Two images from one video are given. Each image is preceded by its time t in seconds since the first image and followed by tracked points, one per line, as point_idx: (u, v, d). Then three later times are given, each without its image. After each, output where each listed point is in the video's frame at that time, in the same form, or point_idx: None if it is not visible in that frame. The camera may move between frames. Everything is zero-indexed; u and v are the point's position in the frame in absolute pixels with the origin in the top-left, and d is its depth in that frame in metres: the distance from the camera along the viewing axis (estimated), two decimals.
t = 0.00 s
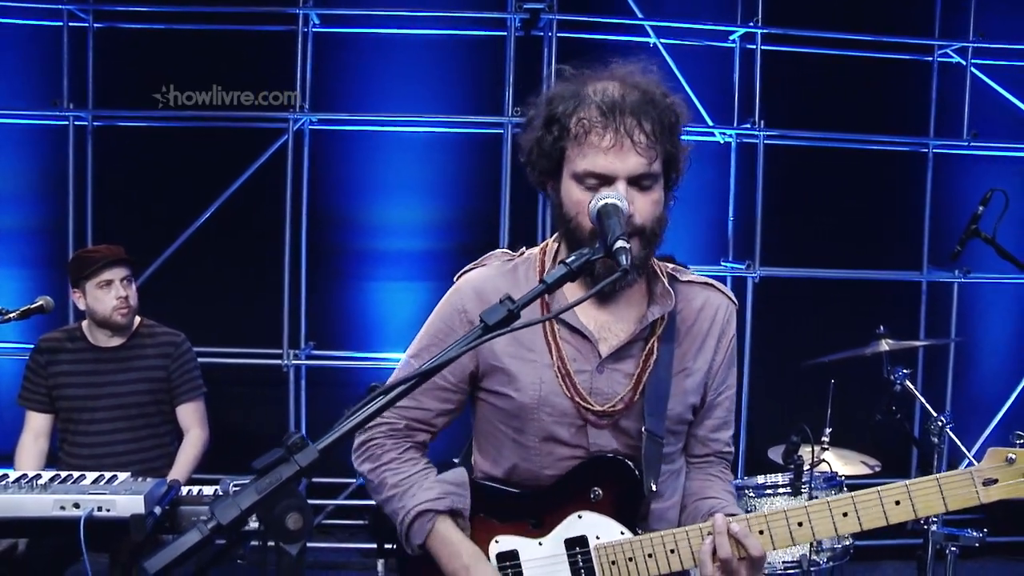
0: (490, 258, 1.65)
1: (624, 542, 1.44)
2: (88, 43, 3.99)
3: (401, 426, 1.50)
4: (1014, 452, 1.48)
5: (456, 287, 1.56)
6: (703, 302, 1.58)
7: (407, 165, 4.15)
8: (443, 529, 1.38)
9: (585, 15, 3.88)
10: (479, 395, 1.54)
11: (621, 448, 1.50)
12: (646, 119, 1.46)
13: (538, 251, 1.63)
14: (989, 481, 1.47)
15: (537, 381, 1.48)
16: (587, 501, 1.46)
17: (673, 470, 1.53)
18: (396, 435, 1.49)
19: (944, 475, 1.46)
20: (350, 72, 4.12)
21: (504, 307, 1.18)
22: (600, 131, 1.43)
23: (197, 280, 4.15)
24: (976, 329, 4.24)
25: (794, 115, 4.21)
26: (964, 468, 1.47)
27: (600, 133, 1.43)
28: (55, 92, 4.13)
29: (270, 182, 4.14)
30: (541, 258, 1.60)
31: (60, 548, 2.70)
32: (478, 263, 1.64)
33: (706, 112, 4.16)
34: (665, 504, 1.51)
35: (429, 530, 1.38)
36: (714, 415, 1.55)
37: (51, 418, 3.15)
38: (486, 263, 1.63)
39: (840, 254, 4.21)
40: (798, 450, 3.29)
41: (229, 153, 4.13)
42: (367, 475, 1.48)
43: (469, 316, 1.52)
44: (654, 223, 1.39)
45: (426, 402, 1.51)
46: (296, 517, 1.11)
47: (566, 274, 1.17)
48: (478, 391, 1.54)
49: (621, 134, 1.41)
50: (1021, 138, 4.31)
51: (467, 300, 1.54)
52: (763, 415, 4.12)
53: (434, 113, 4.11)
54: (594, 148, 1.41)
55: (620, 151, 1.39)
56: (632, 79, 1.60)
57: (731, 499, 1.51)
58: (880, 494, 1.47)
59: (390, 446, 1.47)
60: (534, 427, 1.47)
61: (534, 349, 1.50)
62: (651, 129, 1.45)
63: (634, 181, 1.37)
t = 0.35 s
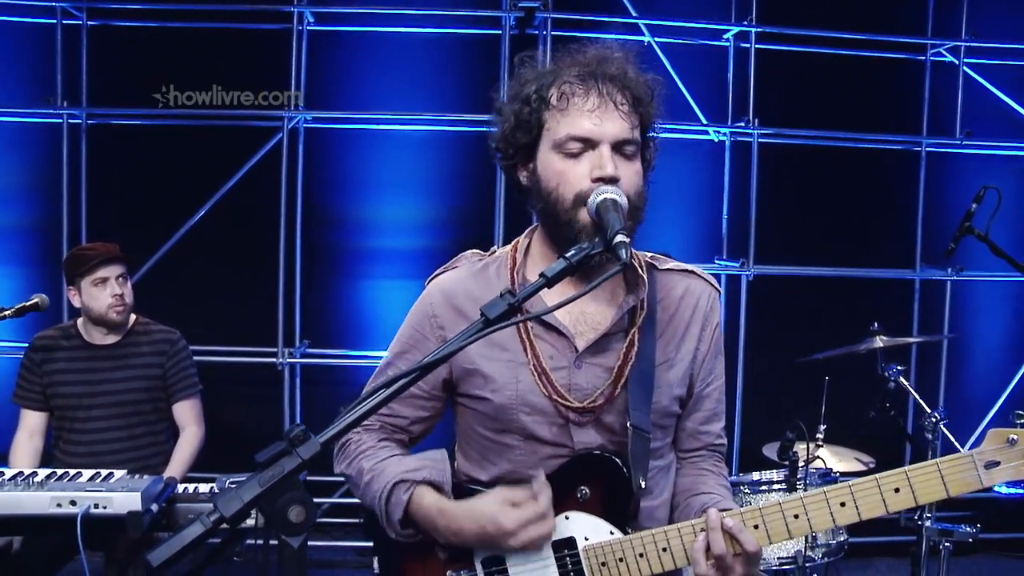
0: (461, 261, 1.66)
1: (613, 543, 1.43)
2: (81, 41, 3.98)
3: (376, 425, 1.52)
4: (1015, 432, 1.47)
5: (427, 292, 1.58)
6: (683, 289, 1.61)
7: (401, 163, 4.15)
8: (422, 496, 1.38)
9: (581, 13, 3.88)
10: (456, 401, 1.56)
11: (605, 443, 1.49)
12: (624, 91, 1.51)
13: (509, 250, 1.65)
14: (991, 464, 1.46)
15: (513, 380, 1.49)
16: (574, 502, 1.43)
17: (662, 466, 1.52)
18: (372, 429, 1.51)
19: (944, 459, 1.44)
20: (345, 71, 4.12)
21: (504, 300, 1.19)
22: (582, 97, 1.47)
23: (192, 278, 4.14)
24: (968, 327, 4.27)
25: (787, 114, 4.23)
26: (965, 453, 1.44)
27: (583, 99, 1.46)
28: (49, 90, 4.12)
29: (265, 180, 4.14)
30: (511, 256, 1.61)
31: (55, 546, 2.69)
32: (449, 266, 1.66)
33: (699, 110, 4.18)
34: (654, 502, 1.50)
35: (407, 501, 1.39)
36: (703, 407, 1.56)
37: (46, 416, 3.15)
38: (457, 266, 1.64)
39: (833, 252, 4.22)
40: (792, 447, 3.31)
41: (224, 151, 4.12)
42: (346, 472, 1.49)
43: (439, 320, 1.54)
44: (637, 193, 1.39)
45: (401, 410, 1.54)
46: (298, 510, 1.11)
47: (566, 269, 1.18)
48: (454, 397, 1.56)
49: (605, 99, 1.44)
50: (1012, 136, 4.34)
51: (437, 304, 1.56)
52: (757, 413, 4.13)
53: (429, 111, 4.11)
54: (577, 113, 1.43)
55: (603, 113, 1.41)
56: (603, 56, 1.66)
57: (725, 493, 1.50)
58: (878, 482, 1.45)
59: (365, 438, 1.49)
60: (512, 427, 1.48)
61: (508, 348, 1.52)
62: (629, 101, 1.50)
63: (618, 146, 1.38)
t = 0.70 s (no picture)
0: (440, 262, 1.67)
1: (601, 546, 1.44)
2: (74, 43, 3.96)
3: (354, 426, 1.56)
4: (1000, 424, 1.48)
5: (406, 292, 1.60)
6: (666, 292, 1.62)
7: (395, 164, 4.15)
8: (403, 488, 1.46)
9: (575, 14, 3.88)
10: (437, 402, 1.55)
11: (587, 446, 1.50)
12: (616, 95, 1.52)
13: (490, 250, 1.66)
14: (978, 456, 1.47)
15: (497, 381, 1.49)
16: (558, 506, 1.45)
17: (645, 469, 1.54)
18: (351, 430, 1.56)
19: (933, 453, 1.45)
20: (340, 71, 4.11)
21: (500, 304, 1.20)
22: (577, 100, 1.47)
23: (187, 279, 4.13)
24: (960, 327, 4.29)
25: (779, 114, 4.24)
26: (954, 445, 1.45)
27: (578, 101, 1.47)
28: (42, 91, 4.10)
29: (259, 181, 4.13)
30: (492, 257, 1.63)
31: (52, 549, 2.69)
32: (428, 268, 1.67)
33: (692, 111, 4.19)
34: (636, 504, 1.52)
35: (389, 495, 1.46)
36: (683, 410, 1.58)
37: (39, 419, 3.14)
38: (436, 267, 1.65)
39: (825, 252, 4.24)
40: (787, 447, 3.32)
41: (218, 152, 4.11)
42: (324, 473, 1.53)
43: (417, 321, 1.56)
44: (626, 198, 1.40)
45: (380, 415, 1.56)
46: (295, 513, 1.11)
47: (561, 271, 1.18)
48: (436, 397, 1.55)
49: (601, 103, 1.45)
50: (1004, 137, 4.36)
51: (415, 305, 1.57)
52: (751, 413, 4.15)
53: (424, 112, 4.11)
54: (572, 115, 1.43)
55: (598, 117, 1.41)
56: (599, 57, 1.67)
57: (706, 495, 1.52)
58: (867, 478, 1.45)
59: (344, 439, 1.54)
60: (496, 429, 1.48)
61: (492, 349, 1.51)
62: (622, 107, 1.51)
63: (611, 150, 1.39)
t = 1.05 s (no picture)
0: (425, 271, 1.68)
1: (573, 557, 1.44)
2: (57, 47, 3.92)
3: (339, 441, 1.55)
4: (973, 435, 1.43)
5: (389, 302, 1.60)
6: (649, 300, 1.62)
7: (381, 169, 4.13)
8: (384, 519, 1.44)
9: (560, 19, 3.89)
10: (420, 411, 1.57)
11: (566, 457, 1.50)
12: (596, 108, 1.53)
13: (474, 261, 1.67)
14: (950, 469, 1.42)
15: (475, 393, 1.50)
16: (532, 516, 1.45)
17: (629, 478, 1.54)
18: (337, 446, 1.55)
19: (901, 466, 1.42)
20: (326, 76, 4.10)
21: (481, 316, 1.20)
22: (557, 112, 1.48)
23: (172, 284, 4.10)
24: (944, 330, 4.32)
25: (764, 119, 4.26)
26: (923, 457, 1.41)
27: (558, 114, 1.47)
28: (24, 96, 4.06)
29: (245, 186, 4.11)
30: (476, 267, 1.63)
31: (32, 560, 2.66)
32: (413, 276, 1.67)
33: (678, 115, 4.20)
34: (620, 515, 1.51)
35: (370, 524, 1.45)
36: (673, 418, 1.57)
37: (20, 428, 3.10)
38: (421, 276, 1.66)
39: (810, 256, 4.26)
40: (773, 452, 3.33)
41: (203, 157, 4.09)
42: (310, 488, 1.53)
43: (400, 331, 1.56)
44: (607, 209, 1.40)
45: (365, 424, 1.55)
46: (274, 530, 1.10)
47: (542, 283, 1.18)
48: (418, 407, 1.57)
49: (580, 116, 1.46)
50: (985, 141, 4.40)
51: (398, 315, 1.57)
52: (738, 416, 4.16)
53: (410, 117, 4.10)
54: (553, 128, 1.43)
55: (578, 129, 1.42)
56: (579, 71, 1.68)
57: (695, 506, 1.50)
58: (834, 491, 1.45)
59: (330, 454, 1.54)
60: (474, 440, 1.49)
61: (472, 360, 1.53)
62: (602, 120, 1.52)
63: (592, 162, 1.39)
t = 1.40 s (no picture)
0: (412, 282, 1.67)
1: (550, 568, 1.42)
2: (36, 52, 3.88)
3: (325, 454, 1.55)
4: (948, 447, 1.44)
5: (376, 313, 1.59)
6: (635, 313, 1.61)
7: (365, 174, 4.11)
8: (365, 557, 1.43)
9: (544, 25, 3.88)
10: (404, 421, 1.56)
11: (547, 468, 1.50)
12: (579, 123, 1.53)
13: (459, 272, 1.66)
14: (923, 482, 1.43)
15: (458, 404, 1.50)
16: (511, 527, 1.44)
17: (613, 489, 1.54)
18: (322, 472, 1.54)
19: (874, 478, 1.43)
20: (309, 82, 4.07)
21: (460, 333, 1.19)
22: (540, 128, 1.47)
23: (154, 292, 4.06)
24: (927, 333, 4.35)
25: (748, 124, 4.28)
26: (896, 470, 1.42)
27: (541, 129, 1.47)
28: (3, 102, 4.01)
29: (228, 192, 4.07)
30: (461, 278, 1.62)
31: None
32: (399, 287, 1.66)
33: (662, 120, 4.21)
34: (602, 527, 1.51)
35: (353, 558, 1.44)
36: (658, 430, 1.56)
37: None
38: (407, 286, 1.65)
39: (793, 260, 4.29)
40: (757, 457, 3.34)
41: (184, 163, 4.05)
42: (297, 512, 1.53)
43: (386, 341, 1.55)
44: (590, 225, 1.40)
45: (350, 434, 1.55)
46: (252, 551, 1.09)
47: (522, 299, 1.17)
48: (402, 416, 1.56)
49: (564, 132, 1.45)
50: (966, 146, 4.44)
51: (384, 326, 1.56)
52: (723, 421, 4.18)
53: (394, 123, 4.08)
54: (536, 144, 1.43)
55: (561, 145, 1.42)
56: (562, 85, 1.68)
57: (680, 517, 1.50)
58: (809, 503, 1.45)
59: (315, 478, 1.53)
60: (457, 451, 1.50)
61: (455, 371, 1.53)
62: (585, 135, 1.52)
63: (574, 177, 1.39)
